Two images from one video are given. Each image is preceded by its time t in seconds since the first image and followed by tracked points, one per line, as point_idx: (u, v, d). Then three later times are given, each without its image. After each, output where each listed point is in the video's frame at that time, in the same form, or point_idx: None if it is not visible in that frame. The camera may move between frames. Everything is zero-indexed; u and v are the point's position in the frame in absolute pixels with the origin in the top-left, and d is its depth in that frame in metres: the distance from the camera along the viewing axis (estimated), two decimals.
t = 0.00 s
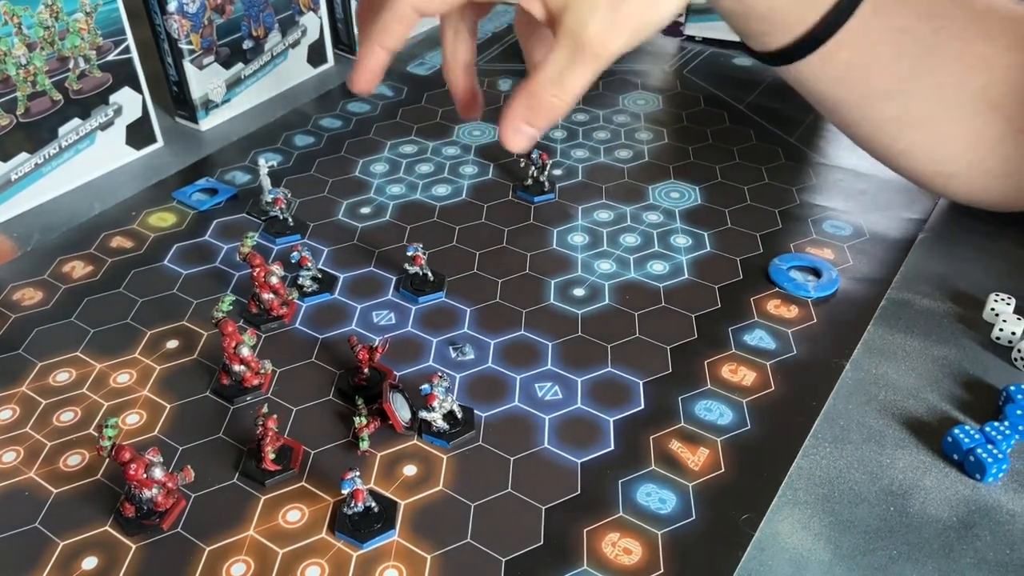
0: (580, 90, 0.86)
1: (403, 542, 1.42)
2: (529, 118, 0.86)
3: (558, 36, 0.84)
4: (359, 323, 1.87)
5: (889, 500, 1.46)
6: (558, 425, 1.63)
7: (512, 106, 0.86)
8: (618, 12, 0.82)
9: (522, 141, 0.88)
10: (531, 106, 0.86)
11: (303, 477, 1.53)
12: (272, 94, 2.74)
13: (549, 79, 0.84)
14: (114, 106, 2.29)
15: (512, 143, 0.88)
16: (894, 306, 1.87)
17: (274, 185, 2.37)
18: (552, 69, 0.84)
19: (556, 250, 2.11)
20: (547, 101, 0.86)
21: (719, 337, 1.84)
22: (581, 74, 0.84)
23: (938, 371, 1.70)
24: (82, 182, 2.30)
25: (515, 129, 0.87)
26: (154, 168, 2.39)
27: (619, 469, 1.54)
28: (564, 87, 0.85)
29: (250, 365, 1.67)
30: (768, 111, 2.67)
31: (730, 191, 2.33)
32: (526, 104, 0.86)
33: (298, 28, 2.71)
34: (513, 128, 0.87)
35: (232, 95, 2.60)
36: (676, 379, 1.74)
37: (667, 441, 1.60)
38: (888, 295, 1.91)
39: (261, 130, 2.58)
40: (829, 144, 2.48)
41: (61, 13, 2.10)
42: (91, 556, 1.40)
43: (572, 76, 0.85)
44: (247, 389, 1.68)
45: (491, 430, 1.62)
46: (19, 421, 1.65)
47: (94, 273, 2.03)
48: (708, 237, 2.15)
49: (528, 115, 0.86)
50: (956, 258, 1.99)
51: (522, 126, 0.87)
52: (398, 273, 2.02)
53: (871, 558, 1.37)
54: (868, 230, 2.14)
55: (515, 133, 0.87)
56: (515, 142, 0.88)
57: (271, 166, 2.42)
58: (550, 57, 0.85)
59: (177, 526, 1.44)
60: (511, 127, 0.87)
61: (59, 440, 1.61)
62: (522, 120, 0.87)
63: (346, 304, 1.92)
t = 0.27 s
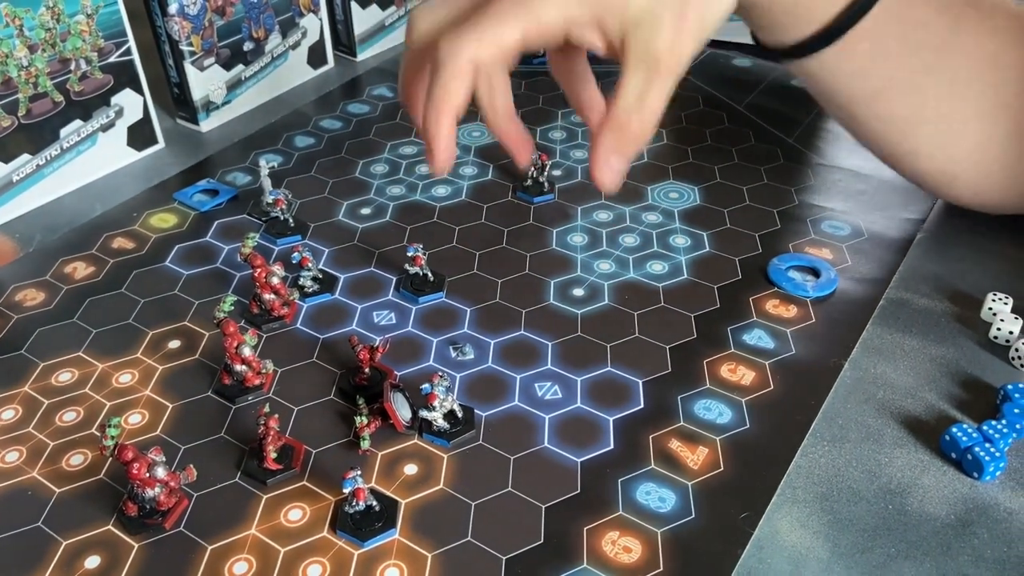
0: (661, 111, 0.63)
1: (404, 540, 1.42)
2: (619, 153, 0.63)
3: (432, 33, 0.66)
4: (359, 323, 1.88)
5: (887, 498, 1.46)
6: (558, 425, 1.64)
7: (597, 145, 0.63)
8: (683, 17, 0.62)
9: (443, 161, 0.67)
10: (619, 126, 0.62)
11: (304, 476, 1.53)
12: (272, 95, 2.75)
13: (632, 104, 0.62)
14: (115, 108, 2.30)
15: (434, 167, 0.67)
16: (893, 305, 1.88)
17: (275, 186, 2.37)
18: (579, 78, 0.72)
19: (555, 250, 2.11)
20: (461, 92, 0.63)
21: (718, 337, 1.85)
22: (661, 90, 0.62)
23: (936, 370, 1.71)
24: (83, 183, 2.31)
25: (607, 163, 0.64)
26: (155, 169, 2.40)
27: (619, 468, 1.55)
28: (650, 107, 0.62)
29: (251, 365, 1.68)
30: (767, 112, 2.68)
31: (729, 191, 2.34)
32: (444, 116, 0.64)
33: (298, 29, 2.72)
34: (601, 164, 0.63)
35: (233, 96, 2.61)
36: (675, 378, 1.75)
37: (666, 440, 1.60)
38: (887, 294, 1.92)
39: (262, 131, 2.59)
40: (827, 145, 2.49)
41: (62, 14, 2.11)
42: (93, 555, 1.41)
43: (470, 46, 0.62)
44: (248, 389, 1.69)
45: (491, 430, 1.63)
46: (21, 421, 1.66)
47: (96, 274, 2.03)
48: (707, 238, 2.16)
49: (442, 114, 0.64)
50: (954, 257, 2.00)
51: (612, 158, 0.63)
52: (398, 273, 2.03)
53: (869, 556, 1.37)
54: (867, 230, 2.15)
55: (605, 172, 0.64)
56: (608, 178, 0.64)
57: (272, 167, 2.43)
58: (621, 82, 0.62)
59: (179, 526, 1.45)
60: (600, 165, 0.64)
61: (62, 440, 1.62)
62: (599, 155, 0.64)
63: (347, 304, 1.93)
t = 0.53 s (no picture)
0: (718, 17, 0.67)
1: (399, 542, 1.42)
2: (673, 61, 0.68)
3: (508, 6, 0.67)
4: (355, 324, 1.87)
5: (884, 499, 1.46)
6: (555, 425, 1.63)
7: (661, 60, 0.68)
8: None
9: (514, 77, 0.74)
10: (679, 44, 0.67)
11: (299, 478, 1.53)
12: (268, 95, 2.74)
13: (690, 14, 0.66)
14: (110, 108, 2.29)
15: (507, 79, 0.75)
16: (890, 305, 1.88)
17: (270, 186, 2.37)
18: None
19: (552, 251, 2.11)
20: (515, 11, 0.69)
21: (715, 337, 1.84)
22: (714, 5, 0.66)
23: (933, 371, 1.71)
24: (78, 184, 2.30)
25: (666, 86, 0.70)
26: (151, 169, 2.39)
27: (615, 469, 1.55)
28: (708, 16, 0.66)
29: (246, 366, 1.67)
30: (764, 112, 2.68)
31: (725, 191, 2.34)
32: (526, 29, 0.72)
33: (294, 29, 2.72)
34: (660, 77, 0.69)
35: (228, 96, 2.60)
36: (672, 379, 1.74)
37: (663, 441, 1.60)
38: (884, 295, 1.92)
39: (258, 132, 2.59)
40: (824, 145, 2.49)
41: (57, 15, 2.10)
42: (87, 557, 1.41)
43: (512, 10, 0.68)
44: (243, 390, 1.69)
45: (487, 431, 1.62)
46: (15, 423, 1.65)
47: (90, 275, 2.03)
48: (704, 238, 2.15)
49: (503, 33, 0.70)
50: (951, 258, 2.00)
51: (670, 73, 0.69)
52: (395, 274, 2.02)
53: (866, 557, 1.37)
54: (863, 230, 2.15)
55: (663, 85, 0.69)
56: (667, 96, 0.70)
57: (268, 168, 2.42)
58: None
59: (174, 527, 1.44)
60: (661, 78, 0.69)
61: (56, 441, 1.61)
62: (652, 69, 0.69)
63: (343, 305, 1.92)
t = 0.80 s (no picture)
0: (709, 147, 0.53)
1: (400, 541, 1.42)
2: (678, 190, 0.53)
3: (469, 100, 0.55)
4: (355, 324, 1.88)
5: (882, 498, 1.47)
6: (555, 425, 1.64)
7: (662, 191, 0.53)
8: (720, 44, 0.51)
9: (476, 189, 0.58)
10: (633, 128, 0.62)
11: (300, 478, 1.53)
12: (268, 97, 2.75)
13: (685, 148, 0.52)
14: (111, 110, 2.30)
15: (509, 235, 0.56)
16: (888, 305, 1.89)
17: (270, 188, 2.38)
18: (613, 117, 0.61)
19: (551, 251, 2.12)
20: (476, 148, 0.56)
21: (714, 337, 1.85)
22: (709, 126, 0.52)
23: (931, 370, 1.72)
24: (79, 186, 2.31)
25: (671, 208, 0.54)
26: (151, 171, 2.40)
27: (615, 469, 1.56)
28: (701, 148, 0.52)
29: (247, 367, 1.68)
30: (762, 112, 2.69)
31: (724, 192, 2.35)
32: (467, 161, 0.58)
33: (294, 31, 2.73)
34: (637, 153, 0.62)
35: (229, 98, 2.61)
36: (671, 378, 1.75)
37: (662, 440, 1.61)
38: (882, 294, 1.93)
39: (258, 133, 2.59)
40: (822, 145, 2.50)
41: (58, 17, 2.11)
42: (89, 556, 1.41)
43: (524, 124, 0.51)
44: (244, 391, 1.69)
45: (487, 430, 1.63)
46: (17, 423, 1.65)
47: (91, 276, 2.03)
48: (702, 238, 2.16)
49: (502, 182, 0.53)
50: (948, 257, 2.01)
51: (673, 199, 0.54)
52: (395, 275, 2.03)
53: (864, 555, 1.38)
54: (861, 231, 2.16)
55: (669, 212, 0.54)
56: (674, 219, 0.55)
57: (268, 169, 2.43)
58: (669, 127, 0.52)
59: (175, 527, 1.45)
60: (667, 209, 0.54)
61: (57, 442, 1.62)
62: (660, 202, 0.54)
63: (343, 305, 1.93)
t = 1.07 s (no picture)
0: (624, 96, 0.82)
1: (389, 544, 1.42)
2: (593, 136, 0.84)
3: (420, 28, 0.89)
4: (347, 327, 1.88)
5: (871, 499, 1.47)
6: (546, 427, 1.64)
7: (575, 134, 0.84)
8: (630, 20, 0.80)
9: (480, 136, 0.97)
10: (591, 123, 0.83)
11: (290, 480, 1.53)
12: (261, 99, 2.75)
13: (595, 96, 0.82)
14: (103, 112, 2.30)
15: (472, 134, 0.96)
16: (879, 307, 1.89)
17: (263, 190, 2.37)
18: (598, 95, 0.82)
19: (543, 253, 2.12)
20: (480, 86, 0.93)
21: (705, 339, 1.85)
22: (620, 80, 0.81)
23: (920, 372, 1.72)
24: (71, 188, 2.30)
25: (589, 152, 0.85)
26: (143, 173, 2.40)
27: (606, 470, 1.56)
28: (610, 97, 0.82)
29: (237, 369, 1.68)
30: (755, 115, 2.70)
31: (716, 194, 2.35)
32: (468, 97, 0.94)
33: (287, 34, 2.73)
34: (582, 150, 0.85)
35: (221, 100, 2.61)
36: (662, 380, 1.75)
37: (652, 442, 1.61)
38: (873, 296, 1.93)
39: (251, 135, 2.59)
40: (814, 148, 2.51)
41: (50, 19, 2.11)
42: (78, 559, 1.41)
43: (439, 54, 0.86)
44: (235, 393, 1.69)
45: (478, 432, 1.63)
46: (7, 426, 1.65)
47: (83, 279, 2.03)
48: (694, 240, 2.17)
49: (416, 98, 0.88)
50: (939, 259, 2.01)
51: (592, 146, 0.84)
52: (387, 277, 2.03)
53: (853, 557, 1.38)
54: (852, 233, 2.17)
55: (586, 155, 0.85)
56: (590, 165, 0.85)
57: (260, 171, 2.43)
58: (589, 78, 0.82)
59: (164, 530, 1.44)
60: (583, 149, 0.85)
61: (47, 444, 1.61)
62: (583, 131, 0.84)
63: (335, 308, 1.93)
